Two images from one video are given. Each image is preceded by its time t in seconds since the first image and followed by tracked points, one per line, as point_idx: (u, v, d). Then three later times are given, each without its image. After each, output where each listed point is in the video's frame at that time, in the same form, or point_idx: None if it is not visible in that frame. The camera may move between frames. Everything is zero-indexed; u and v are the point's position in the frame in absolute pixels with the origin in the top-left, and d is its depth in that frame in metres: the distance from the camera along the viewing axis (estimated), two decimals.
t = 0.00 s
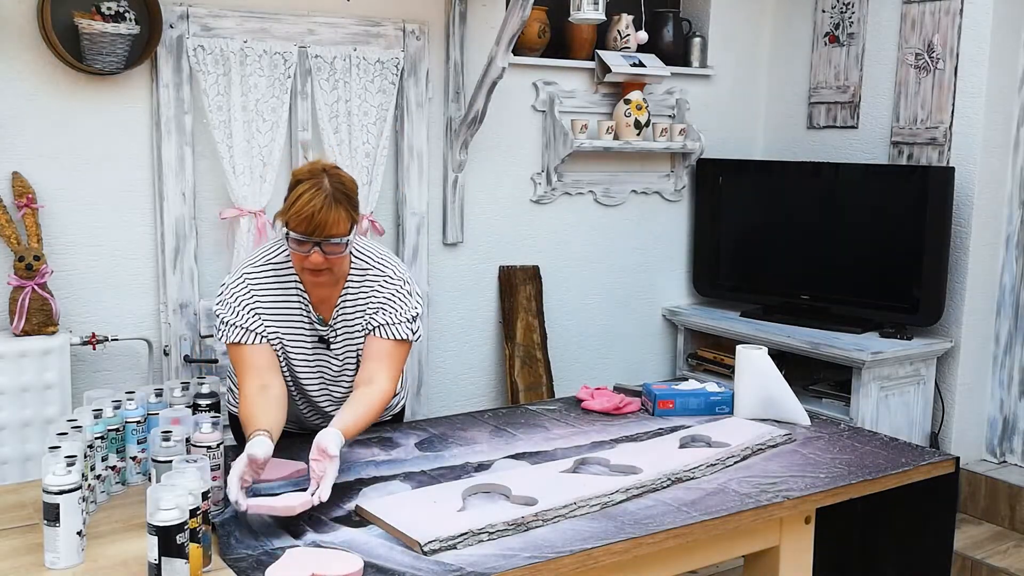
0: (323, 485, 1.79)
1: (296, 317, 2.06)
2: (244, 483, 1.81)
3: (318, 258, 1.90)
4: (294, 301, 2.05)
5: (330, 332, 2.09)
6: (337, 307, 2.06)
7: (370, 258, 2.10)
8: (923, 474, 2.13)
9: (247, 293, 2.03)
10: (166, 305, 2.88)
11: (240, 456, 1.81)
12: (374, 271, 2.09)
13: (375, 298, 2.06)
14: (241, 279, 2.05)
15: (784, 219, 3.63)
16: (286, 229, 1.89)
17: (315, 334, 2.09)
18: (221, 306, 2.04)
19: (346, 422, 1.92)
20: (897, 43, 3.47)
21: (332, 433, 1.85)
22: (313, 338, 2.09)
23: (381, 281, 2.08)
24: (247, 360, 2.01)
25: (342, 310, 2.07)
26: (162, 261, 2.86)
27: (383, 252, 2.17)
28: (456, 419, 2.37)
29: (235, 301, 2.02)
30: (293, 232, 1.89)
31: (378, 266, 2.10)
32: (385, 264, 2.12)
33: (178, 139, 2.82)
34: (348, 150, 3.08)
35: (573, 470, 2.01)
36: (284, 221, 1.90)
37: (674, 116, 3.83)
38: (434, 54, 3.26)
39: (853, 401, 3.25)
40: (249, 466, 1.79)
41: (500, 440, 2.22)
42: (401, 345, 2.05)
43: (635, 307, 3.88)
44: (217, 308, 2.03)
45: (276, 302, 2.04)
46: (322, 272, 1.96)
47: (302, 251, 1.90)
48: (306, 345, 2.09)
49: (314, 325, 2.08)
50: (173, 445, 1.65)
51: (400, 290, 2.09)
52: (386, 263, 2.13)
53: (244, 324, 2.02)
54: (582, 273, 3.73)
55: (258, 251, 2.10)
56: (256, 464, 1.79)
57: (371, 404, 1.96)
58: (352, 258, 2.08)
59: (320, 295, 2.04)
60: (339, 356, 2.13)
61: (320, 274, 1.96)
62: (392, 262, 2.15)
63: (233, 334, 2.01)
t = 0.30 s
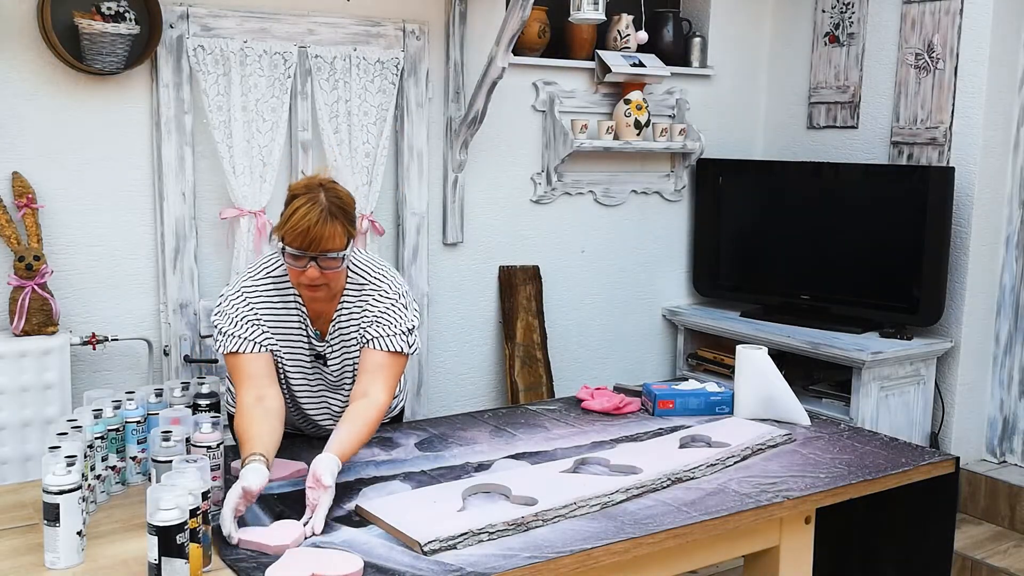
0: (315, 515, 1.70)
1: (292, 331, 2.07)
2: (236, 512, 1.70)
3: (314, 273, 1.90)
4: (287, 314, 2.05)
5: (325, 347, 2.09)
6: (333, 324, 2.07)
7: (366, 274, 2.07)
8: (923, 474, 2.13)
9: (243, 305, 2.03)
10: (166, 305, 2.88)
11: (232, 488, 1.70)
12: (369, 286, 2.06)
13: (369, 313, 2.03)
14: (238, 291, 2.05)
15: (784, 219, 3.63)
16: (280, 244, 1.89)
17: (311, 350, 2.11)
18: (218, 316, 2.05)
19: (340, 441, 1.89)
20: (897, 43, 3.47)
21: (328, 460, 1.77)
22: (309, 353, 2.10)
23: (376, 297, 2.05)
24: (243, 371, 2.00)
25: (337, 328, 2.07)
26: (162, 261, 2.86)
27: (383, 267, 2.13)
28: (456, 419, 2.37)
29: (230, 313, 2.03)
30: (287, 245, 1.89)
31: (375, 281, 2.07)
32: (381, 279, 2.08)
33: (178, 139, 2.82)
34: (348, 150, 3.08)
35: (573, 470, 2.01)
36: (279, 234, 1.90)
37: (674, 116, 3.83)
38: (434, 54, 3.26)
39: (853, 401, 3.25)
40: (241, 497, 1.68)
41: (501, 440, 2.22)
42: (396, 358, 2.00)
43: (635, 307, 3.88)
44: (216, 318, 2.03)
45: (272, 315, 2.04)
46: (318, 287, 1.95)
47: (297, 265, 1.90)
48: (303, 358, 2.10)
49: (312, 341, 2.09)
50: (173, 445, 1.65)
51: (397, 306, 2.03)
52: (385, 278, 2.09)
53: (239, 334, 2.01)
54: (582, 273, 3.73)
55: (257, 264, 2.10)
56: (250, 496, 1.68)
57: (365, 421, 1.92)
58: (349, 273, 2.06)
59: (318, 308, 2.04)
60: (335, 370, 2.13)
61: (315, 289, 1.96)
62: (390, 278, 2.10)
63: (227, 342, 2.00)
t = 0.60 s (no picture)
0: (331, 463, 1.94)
1: (298, 309, 2.10)
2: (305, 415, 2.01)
3: (300, 262, 1.95)
4: (291, 289, 2.09)
5: (331, 325, 2.12)
6: (340, 300, 2.09)
7: (375, 252, 2.15)
8: (923, 474, 2.13)
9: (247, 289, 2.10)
10: (166, 305, 2.88)
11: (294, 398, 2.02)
12: (380, 265, 2.14)
13: (384, 292, 2.11)
14: (243, 275, 2.11)
15: (784, 219, 3.63)
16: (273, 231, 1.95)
17: (317, 328, 2.12)
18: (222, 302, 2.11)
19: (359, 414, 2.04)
20: (897, 43, 3.47)
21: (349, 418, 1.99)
22: (317, 331, 2.11)
23: (387, 276, 2.13)
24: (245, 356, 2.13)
25: (346, 304, 2.10)
26: (162, 261, 2.86)
27: (387, 248, 2.20)
28: (456, 420, 2.37)
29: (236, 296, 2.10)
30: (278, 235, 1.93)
31: (384, 260, 2.15)
32: (389, 258, 2.16)
33: (178, 139, 2.82)
34: (348, 150, 3.08)
35: (573, 470, 2.01)
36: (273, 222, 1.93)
37: (674, 116, 3.83)
38: (435, 54, 3.26)
39: (853, 401, 3.25)
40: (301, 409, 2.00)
41: (501, 440, 2.22)
42: (412, 342, 2.14)
43: (635, 307, 3.88)
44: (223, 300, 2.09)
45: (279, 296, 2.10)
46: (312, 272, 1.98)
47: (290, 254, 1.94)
48: (309, 337, 2.12)
49: (317, 317, 2.11)
50: (173, 445, 1.65)
51: (410, 286, 2.15)
52: (393, 258, 2.18)
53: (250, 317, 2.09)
54: (582, 274, 3.73)
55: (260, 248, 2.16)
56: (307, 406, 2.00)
57: (385, 400, 2.08)
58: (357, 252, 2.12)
59: (322, 287, 2.07)
60: (342, 351, 2.15)
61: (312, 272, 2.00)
62: (397, 258, 2.19)
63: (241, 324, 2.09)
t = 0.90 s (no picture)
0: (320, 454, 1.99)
1: (304, 290, 2.11)
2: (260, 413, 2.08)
3: (301, 247, 1.96)
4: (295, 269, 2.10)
5: (335, 308, 2.11)
6: (347, 284, 2.10)
7: (382, 239, 2.15)
8: (924, 474, 2.13)
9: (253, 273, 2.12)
10: (166, 305, 2.88)
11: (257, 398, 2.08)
12: (386, 252, 2.14)
13: (391, 279, 2.12)
14: (249, 258, 2.12)
15: (784, 219, 3.63)
16: (275, 217, 1.97)
17: (323, 310, 2.11)
18: (226, 284, 2.13)
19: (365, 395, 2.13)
20: (897, 43, 3.47)
21: (343, 406, 2.05)
22: (321, 314, 2.11)
23: (395, 265, 2.14)
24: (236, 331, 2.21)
25: (352, 288, 2.10)
26: (162, 261, 2.86)
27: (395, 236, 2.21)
28: (456, 419, 2.37)
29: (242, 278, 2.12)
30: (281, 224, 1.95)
31: (390, 248, 2.15)
32: (397, 246, 2.17)
33: (178, 139, 2.83)
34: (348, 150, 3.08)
35: (573, 470, 2.01)
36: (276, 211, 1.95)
37: (674, 116, 3.83)
38: (435, 54, 3.26)
39: (852, 400, 3.26)
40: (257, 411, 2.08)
41: (500, 440, 2.22)
42: (423, 330, 2.20)
43: (635, 307, 3.88)
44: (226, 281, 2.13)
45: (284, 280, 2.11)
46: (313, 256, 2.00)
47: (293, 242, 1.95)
48: (312, 322, 2.12)
49: (322, 302, 2.10)
50: (173, 445, 1.65)
51: (416, 273, 2.16)
52: (399, 246, 2.18)
53: (253, 300, 2.13)
54: (582, 273, 3.73)
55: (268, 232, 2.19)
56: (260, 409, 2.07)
57: (389, 385, 2.17)
58: (363, 239, 2.13)
59: (326, 272, 2.09)
60: (344, 337, 2.12)
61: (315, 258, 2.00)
62: (405, 246, 2.19)
63: (245, 309, 2.14)
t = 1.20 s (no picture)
0: (318, 457, 1.98)
1: (302, 287, 2.11)
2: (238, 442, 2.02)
3: (306, 239, 1.95)
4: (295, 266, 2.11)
5: (334, 305, 2.11)
6: (346, 281, 2.10)
7: (380, 236, 2.15)
8: (923, 474, 2.13)
9: (254, 270, 2.12)
10: (166, 305, 2.88)
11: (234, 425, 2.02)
12: (384, 249, 2.14)
13: (389, 276, 2.12)
14: (249, 255, 2.13)
15: (784, 219, 3.63)
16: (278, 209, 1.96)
17: (323, 307, 2.11)
18: (227, 281, 2.14)
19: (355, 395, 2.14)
20: (897, 43, 3.47)
21: (333, 411, 2.06)
22: (320, 312, 2.11)
23: (393, 260, 2.13)
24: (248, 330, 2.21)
25: (351, 284, 2.10)
26: (162, 261, 2.86)
27: (393, 234, 2.21)
28: (456, 419, 2.37)
29: (243, 275, 2.12)
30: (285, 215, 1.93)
31: (388, 244, 2.15)
32: (395, 243, 2.16)
33: (178, 139, 2.83)
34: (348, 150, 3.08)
35: (573, 470, 2.01)
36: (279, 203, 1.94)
37: (674, 116, 3.83)
38: (435, 54, 3.26)
39: (853, 400, 3.26)
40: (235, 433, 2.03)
41: (500, 440, 2.22)
42: (418, 328, 2.19)
43: (635, 307, 3.88)
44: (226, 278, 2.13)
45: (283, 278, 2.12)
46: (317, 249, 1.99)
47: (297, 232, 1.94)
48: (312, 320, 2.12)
49: (320, 299, 2.11)
50: (173, 445, 1.65)
51: (413, 270, 2.15)
52: (398, 243, 2.18)
53: (253, 297, 2.12)
54: (582, 274, 3.73)
55: (268, 230, 2.19)
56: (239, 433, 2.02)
57: (380, 383, 2.17)
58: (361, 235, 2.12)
59: (326, 269, 2.09)
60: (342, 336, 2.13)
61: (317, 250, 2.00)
62: (403, 244, 2.19)
63: (245, 306, 2.13)
